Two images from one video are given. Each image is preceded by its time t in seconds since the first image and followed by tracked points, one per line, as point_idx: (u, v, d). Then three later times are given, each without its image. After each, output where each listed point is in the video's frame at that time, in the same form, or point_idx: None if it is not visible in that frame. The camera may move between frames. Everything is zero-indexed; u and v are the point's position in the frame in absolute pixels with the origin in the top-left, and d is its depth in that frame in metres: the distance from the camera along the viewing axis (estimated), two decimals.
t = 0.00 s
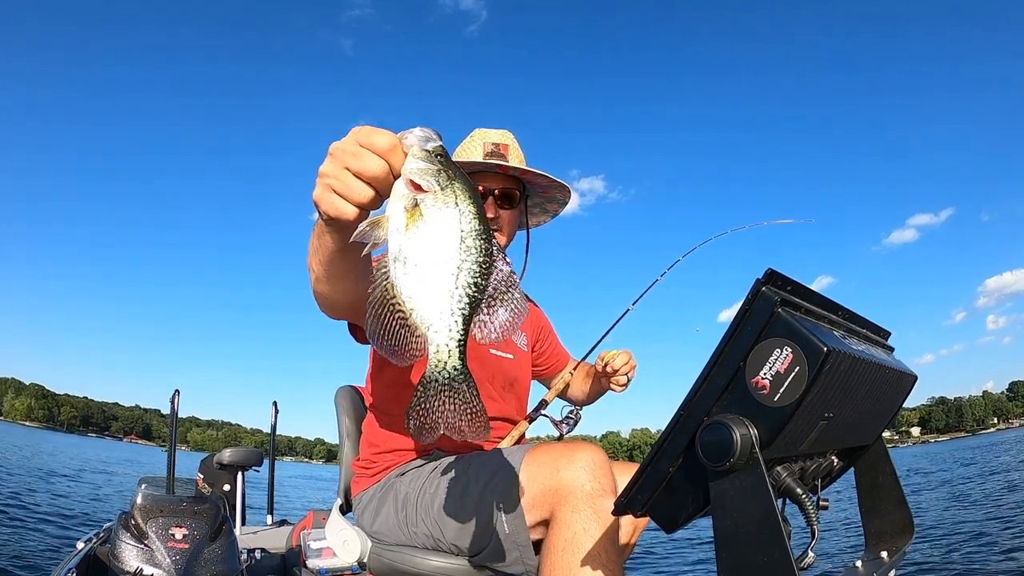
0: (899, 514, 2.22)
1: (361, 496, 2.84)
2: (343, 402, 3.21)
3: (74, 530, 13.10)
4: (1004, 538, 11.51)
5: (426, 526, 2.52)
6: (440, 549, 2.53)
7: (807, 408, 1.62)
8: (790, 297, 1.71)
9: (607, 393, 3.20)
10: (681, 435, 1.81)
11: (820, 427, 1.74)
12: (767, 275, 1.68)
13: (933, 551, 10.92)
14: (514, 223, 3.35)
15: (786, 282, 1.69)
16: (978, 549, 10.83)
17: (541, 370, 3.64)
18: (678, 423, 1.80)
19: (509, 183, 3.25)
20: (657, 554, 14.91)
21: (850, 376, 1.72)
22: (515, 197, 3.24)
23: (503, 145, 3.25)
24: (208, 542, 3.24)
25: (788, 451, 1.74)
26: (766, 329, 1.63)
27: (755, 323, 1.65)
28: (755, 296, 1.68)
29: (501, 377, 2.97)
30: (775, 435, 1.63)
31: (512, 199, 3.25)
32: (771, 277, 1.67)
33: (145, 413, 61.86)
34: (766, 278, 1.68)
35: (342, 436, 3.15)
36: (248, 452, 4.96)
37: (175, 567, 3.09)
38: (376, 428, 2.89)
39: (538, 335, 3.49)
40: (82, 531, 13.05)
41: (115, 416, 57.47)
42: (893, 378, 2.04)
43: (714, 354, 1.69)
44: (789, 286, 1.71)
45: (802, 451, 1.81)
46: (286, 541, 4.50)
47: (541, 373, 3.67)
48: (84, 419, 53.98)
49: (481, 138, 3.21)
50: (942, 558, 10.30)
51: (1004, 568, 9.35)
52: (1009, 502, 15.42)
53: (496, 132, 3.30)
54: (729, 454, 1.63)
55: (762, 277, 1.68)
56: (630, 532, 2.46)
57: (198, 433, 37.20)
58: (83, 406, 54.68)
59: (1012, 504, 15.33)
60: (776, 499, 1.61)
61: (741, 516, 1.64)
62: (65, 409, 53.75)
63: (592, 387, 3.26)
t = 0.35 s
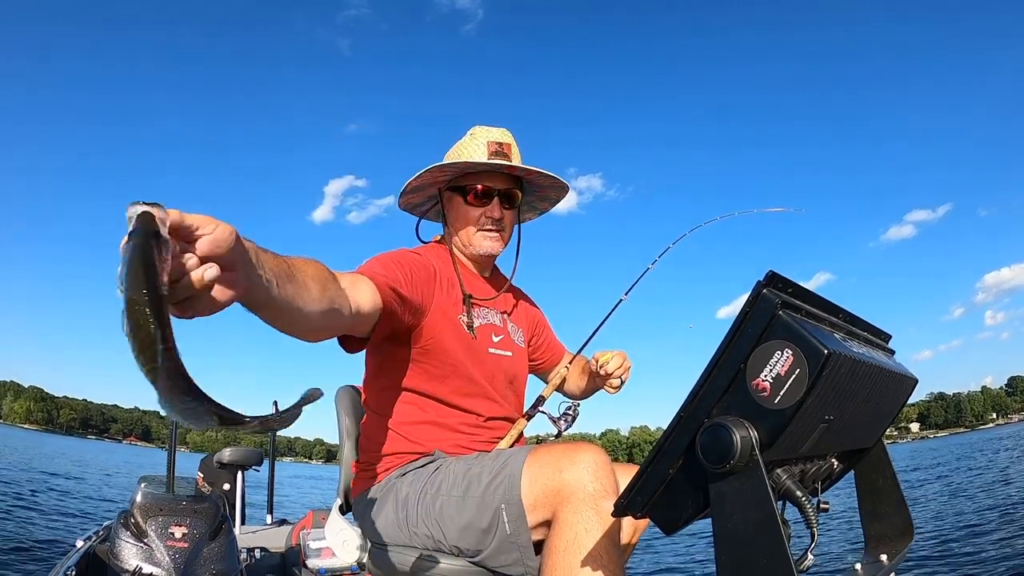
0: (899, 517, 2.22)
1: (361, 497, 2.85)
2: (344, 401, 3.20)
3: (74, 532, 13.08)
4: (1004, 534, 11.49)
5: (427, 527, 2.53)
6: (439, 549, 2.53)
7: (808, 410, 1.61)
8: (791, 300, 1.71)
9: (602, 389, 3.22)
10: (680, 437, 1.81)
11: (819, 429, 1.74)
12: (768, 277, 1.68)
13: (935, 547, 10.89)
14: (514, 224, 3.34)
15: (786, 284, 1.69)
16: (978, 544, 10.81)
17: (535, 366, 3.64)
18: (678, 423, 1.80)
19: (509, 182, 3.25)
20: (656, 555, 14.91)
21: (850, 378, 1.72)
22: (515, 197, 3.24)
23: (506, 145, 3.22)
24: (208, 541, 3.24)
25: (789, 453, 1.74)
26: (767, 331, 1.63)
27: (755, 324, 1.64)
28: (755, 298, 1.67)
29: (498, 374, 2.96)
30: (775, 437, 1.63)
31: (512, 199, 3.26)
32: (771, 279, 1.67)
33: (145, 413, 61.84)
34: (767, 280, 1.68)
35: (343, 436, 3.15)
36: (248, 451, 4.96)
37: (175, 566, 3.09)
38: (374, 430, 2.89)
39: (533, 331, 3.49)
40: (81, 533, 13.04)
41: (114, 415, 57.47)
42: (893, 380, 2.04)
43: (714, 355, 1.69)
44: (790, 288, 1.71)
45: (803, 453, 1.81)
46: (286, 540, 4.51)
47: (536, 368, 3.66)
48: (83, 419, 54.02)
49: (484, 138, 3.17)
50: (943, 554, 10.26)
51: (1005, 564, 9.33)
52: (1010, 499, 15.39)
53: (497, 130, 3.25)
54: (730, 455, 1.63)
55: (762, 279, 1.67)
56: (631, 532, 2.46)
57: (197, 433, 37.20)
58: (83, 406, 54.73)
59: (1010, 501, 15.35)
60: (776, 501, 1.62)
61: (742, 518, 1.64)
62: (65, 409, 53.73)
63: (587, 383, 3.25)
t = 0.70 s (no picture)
0: (900, 516, 2.22)
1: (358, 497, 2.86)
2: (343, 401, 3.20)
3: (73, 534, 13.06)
4: (1005, 534, 11.48)
5: (424, 527, 2.53)
6: (437, 549, 2.53)
7: (808, 409, 1.62)
8: (790, 299, 1.71)
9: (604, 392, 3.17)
10: (680, 436, 1.81)
11: (820, 429, 1.74)
12: (768, 276, 1.68)
13: (934, 546, 10.90)
14: (524, 219, 3.27)
15: (786, 283, 1.69)
16: (977, 543, 10.82)
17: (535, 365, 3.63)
18: (678, 422, 1.80)
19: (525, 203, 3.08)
20: (656, 555, 14.92)
21: (850, 378, 1.72)
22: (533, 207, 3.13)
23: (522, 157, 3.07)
24: (208, 541, 3.24)
25: (788, 452, 1.74)
26: (767, 330, 1.63)
27: (756, 323, 1.64)
28: (756, 297, 1.67)
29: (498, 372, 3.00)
30: (775, 436, 1.63)
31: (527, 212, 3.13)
32: (771, 278, 1.67)
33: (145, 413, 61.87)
34: (767, 279, 1.67)
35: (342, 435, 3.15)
36: (248, 451, 4.96)
37: (175, 566, 3.09)
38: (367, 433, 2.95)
39: (530, 331, 3.48)
40: (80, 535, 13.05)
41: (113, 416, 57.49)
42: (893, 379, 2.04)
43: (715, 354, 1.69)
44: (790, 287, 1.71)
45: (803, 452, 1.81)
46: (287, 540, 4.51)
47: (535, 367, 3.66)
48: (83, 420, 54.05)
49: (501, 146, 3.01)
50: (943, 553, 10.27)
51: (1006, 563, 9.33)
52: (1009, 499, 15.41)
53: (523, 150, 3.05)
54: (729, 455, 1.63)
55: (762, 277, 1.67)
56: (630, 532, 2.46)
57: (197, 434, 37.20)
58: (83, 407, 54.77)
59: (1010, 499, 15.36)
60: (776, 500, 1.62)
61: (742, 517, 1.64)
62: (64, 410, 53.69)
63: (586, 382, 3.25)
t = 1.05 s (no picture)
0: (900, 515, 2.22)
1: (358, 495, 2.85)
2: (344, 401, 3.19)
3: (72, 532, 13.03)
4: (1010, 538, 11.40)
5: (425, 527, 2.53)
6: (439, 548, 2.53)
7: (808, 408, 1.61)
8: (790, 298, 1.71)
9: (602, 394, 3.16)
10: (680, 436, 1.81)
11: (819, 428, 1.74)
12: (767, 275, 1.68)
13: (934, 551, 10.87)
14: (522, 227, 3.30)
15: (786, 282, 1.69)
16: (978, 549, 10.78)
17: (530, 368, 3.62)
18: (678, 422, 1.80)
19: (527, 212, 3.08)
20: (657, 556, 14.93)
21: (850, 377, 1.72)
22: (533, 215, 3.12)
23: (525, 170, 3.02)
24: (208, 541, 3.24)
25: (788, 451, 1.74)
26: (766, 329, 1.62)
27: (755, 323, 1.64)
28: (756, 296, 1.67)
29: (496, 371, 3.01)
30: (775, 435, 1.63)
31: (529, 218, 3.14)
32: (771, 277, 1.67)
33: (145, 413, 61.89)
34: (766, 279, 1.67)
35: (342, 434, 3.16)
36: (248, 451, 4.96)
37: (175, 566, 3.09)
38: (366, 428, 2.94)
39: (524, 333, 3.48)
40: (80, 534, 13.04)
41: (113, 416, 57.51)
42: (894, 379, 2.03)
43: (714, 354, 1.69)
44: (789, 286, 1.71)
45: (803, 451, 1.81)
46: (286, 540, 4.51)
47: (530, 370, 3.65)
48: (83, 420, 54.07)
49: (507, 158, 2.98)
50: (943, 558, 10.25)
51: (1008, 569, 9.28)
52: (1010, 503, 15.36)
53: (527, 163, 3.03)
54: (729, 453, 1.63)
55: (762, 277, 1.67)
56: (629, 532, 2.46)
57: (197, 434, 37.18)
58: (83, 407, 54.79)
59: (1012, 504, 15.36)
60: (776, 500, 1.61)
61: (742, 516, 1.64)
62: (64, 409, 53.64)
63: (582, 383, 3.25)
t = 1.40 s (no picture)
0: (900, 515, 2.22)
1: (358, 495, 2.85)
2: (344, 401, 3.19)
3: (72, 531, 12.99)
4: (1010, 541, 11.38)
5: (425, 527, 2.53)
6: (439, 548, 2.53)
7: (807, 408, 1.62)
8: (790, 298, 1.71)
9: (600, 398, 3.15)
10: (680, 436, 1.81)
11: (819, 428, 1.74)
12: (768, 275, 1.68)
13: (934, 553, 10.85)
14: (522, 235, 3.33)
15: (786, 282, 1.69)
16: (977, 552, 10.76)
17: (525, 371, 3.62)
18: (678, 422, 1.80)
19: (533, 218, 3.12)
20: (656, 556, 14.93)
21: (849, 377, 1.72)
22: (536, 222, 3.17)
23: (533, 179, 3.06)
24: (208, 541, 3.24)
25: (788, 451, 1.75)
26: (766, 329, 1.63)
27: (755, 322, 1.65)
28: (755, 296, 1.67)
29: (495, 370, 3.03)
30: (775, 435, 1.63)
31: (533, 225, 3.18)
32: (771, 277, 1.67)
33: (145, 413, 61.88)
34: (767, 279, 1.68)
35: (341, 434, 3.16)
36: (248, 451, 4.96)
37: (175, 566, 3.09)
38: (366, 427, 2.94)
39: (520, 336, 3.48)
40: (79, 532, 13.04)
41: (113, 416, 57.49)
42: (894, 379, 2.03)
43: (714, 353, 1.69)
44: (790, 286, 1.71)
45: (803, 451, 1.81)
46: (286, 540, 4.51)
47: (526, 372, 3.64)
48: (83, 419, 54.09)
49: (520, 167, 3.00)
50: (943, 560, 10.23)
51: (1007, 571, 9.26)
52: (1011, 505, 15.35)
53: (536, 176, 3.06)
54: (730, 453, 1.63)
55: (762, 276, 1.67)
56: (630, 531, 2.45)
57: (197, 433, 37.16)
58: (82, 406, 54.80)
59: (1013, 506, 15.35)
60: (776, 500, 1.61)
61: (742, 516, 1.64)
62: (64, 409, 53.63)
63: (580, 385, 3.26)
